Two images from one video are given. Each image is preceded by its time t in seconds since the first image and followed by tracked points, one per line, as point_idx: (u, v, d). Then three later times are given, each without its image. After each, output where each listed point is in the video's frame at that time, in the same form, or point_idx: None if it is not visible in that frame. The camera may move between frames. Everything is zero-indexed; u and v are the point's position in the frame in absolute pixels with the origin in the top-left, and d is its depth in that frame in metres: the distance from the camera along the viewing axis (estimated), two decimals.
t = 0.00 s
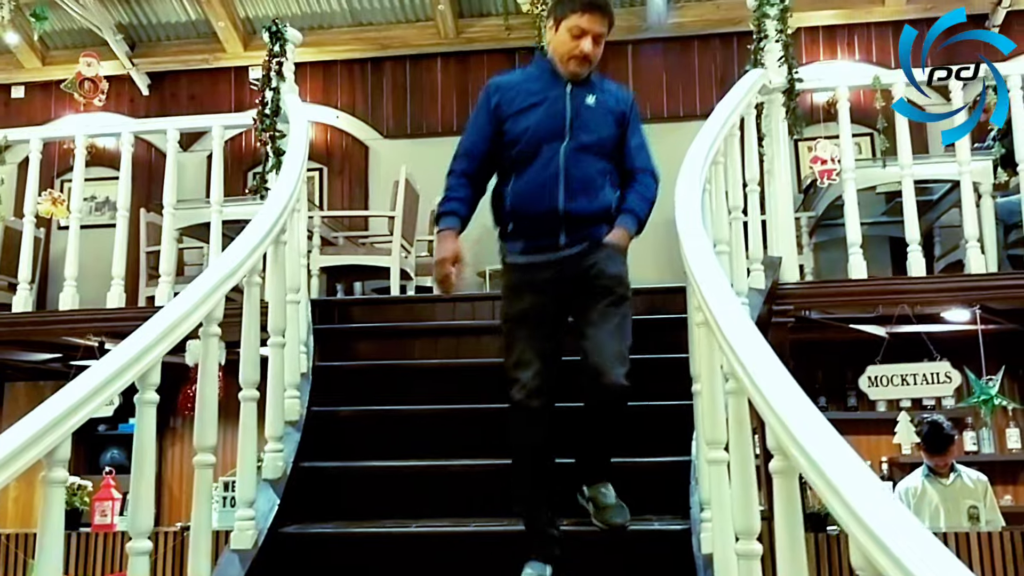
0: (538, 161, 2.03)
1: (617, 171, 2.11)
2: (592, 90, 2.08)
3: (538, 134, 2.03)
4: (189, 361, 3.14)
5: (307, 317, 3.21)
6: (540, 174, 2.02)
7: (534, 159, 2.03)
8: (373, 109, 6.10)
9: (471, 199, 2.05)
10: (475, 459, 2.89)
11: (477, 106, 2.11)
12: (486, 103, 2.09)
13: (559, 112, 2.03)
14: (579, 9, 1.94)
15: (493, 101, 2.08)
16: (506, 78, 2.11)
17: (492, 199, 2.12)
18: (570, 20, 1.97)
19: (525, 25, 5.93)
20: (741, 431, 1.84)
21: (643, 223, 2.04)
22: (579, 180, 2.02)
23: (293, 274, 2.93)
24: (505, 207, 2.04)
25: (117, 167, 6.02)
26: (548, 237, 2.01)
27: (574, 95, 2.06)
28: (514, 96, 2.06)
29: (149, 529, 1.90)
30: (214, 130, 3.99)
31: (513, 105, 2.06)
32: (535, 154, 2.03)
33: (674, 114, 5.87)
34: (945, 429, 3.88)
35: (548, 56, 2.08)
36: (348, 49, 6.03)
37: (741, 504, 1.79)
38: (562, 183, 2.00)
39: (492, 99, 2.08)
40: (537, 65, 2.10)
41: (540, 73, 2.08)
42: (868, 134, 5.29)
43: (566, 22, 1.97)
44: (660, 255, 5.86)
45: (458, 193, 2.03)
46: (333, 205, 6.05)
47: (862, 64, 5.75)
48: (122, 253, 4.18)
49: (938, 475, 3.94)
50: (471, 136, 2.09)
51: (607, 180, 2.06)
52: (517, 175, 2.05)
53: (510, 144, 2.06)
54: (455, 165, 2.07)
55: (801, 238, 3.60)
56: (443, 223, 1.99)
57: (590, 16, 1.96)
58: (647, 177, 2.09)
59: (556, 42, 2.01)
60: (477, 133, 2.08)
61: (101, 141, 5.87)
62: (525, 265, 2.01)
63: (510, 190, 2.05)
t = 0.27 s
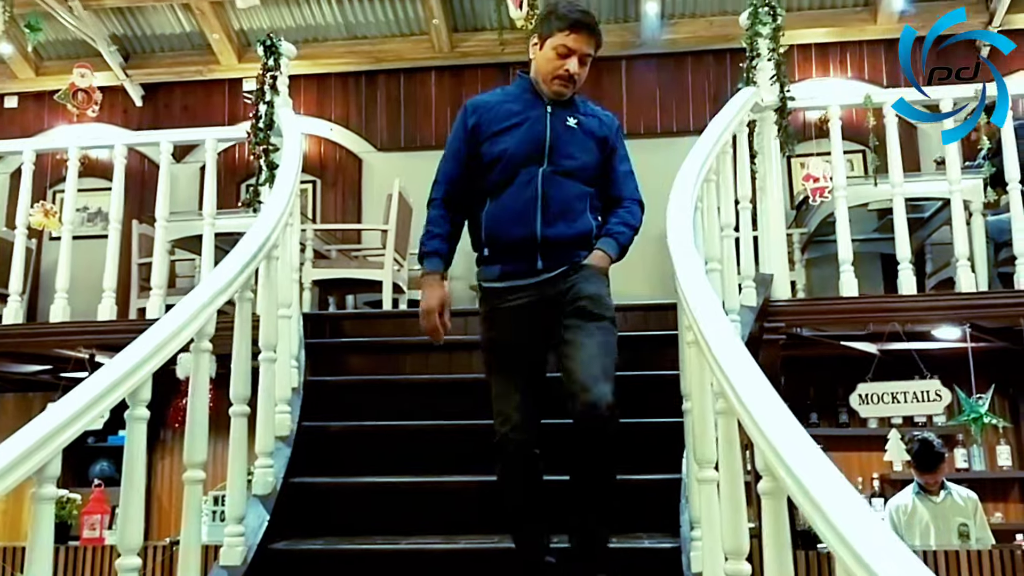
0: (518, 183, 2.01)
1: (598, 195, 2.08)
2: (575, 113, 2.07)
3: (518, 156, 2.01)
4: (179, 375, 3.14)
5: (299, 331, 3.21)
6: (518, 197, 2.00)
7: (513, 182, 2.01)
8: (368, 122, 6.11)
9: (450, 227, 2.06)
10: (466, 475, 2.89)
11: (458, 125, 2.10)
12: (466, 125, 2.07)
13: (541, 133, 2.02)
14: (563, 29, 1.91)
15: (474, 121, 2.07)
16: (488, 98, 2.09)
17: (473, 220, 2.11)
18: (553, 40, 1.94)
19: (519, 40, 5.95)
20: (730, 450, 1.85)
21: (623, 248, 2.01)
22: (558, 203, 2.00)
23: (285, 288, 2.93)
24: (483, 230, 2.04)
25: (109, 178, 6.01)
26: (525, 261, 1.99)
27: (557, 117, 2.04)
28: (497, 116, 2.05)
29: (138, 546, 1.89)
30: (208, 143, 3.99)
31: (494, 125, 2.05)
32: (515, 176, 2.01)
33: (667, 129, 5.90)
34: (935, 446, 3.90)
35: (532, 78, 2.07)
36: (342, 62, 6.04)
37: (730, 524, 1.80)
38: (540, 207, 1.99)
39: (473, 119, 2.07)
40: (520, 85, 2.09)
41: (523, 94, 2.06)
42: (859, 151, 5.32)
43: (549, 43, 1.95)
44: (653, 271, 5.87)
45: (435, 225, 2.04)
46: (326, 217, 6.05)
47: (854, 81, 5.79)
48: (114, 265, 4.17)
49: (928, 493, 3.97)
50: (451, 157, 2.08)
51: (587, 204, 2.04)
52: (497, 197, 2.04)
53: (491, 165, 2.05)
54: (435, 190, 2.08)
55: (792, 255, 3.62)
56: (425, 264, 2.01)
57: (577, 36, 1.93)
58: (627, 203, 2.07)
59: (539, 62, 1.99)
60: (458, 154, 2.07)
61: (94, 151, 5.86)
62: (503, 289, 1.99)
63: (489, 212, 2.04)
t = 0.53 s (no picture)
0: (517, 223, 1.77)
1: (610, 234, 1.82)
2: (581, 141, 1.80)
3: (516, 195, 1.78)
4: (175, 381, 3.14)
5: (295, 338, 3.22)
6: (517, 238, 1.75)
7: (512, 221, 1.77)
8: (365, 128, 6.13)
9: (447, 280, 1.89)
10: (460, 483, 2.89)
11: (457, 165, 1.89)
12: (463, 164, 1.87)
13: (542, 168, 1.77)
14: (560, 53, 1.68)
15: (471, 158, 1.86)
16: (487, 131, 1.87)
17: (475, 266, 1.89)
18: (549, 65, 1.71)
19: (516, 47, 5.99)
20: (722, 461, 1.86)
21: (636, 299, 1.70)
22: (563, 244, 1.74)
23: (281, 296, 2.94)
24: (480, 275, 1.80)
25: (107, 183, 6.02)
26: (528, 310, 1.75)
27: (560, 148, 1.79)
28: (495, 150, 1.83)
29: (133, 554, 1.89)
30: (206, 150, 4.01)
31: (491, 161, 1.82)
32: (514, 215, 1.77)
33: (664, 136, 5.91)
34: (929, 453, 3.91)
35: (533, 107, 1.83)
36: (341, 69, 6.07)
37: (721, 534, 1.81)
38: (542, 249, 1.74)
39: (470, 155, 1.86)
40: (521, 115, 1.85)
41: (523, 125, 1.83)
42: (855, 158, 5.33)
43: (546, 68, 1.71)
44: (650, 278, 5.89)
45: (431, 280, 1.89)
46: (324, 223, 6.06)
47: (851, 89, 5.79)
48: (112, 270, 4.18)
49: (923, 500, 3.95)
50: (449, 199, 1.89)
51: (596, 244, 1.78)
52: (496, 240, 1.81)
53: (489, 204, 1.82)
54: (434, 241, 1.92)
55: (788, 263, 3.63)
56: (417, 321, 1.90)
57: (575, 63, 1.69)
58: (646, 236, 1.76)
59: (537, 89, 1.75)
60: (456, 196, 1.88)
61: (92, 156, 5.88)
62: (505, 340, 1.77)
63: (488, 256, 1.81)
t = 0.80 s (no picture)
0: (531, 250, 1.71)
1: (621, 265, 1.80)
2: (594, 168, 1.78)
3: (531, 220, 1.72)
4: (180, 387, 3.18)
5: (298, 347, 3.24)
6: (530, 265, 1.70)
7: (527, 247, 1.71)
8: (369, 137, 6.17)
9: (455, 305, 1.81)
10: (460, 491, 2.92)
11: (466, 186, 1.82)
12: (472, 184, 1.80)
13: (557, 194, 1.73)
14: (578, 77, 1.64)
15: (481, 181, 1.79)
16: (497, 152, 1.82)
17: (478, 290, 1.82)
18: (567, 88, 1.66)
19: (519, 57, 6.05)
20: (717, 471, 1.89)
21: (645, 331, 1.72)
22: (579, 274, 1.70)
23: (284, 304, 2.97)
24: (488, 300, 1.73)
25: (113, 190, 6.07)
26: (538, 339, 1.69)
27: (574, 174, 1.75)
28: (507, 173, 1.77)
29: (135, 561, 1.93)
30: (211, 159, 4.05)
31: (504, 184, 1.76)
32: (527, 242, 1.71)
33: (665, 145, 5.94)
34: (926, 463, 3.94)
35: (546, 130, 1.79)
36: (346, 78, 6.12)
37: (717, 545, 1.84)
38: (558, 278, 1.69)
39: (480, 177, 1.79)
40: (532, 138, 1.80)
41: (536, 148, 1.78)
42: (855, 168, 5.36)
43: (563, 92, 1.67)
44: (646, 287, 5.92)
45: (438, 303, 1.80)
46: (328, 230, 6.10)
47: (852, 99, 5.82)
48: (118, 278, 4.21)
49: (921, 510, 3.97)
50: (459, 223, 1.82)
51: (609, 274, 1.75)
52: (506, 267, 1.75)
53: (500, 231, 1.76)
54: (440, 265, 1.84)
55: (786, 272, 3.66)
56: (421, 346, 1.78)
57: (596, 86, 1.65)
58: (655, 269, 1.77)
59: (552, 112, 1.71)
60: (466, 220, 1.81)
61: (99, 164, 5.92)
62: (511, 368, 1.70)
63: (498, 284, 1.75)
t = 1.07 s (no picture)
0: (517, 309, 1.52)
1: (606, 329, 1.62)
2: (583, 223, 1.60)
3: (514, 275, 1.53)
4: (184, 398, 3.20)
5: (302, 358, 3.27)
6: (512, 330, 1.51)
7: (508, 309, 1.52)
8: (376, 148, 6.21)
9: (422, 351, 1.51)
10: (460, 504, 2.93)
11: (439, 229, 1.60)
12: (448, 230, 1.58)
13: (545, 249, 1.54)
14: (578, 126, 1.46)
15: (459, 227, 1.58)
16: (475, 196, 1.61)
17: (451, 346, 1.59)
18: (566, 136, 1.49)
19: (524, 70, 6.06)
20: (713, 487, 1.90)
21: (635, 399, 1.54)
22: (564, 338, 1.52)
23: (287, 317, 3.00)
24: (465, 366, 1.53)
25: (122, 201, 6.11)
26: (519, 412, 1.50)
27: (562, 228, 1.57)
28: (490, 221, 1.57)
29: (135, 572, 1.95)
30: (218, 171, 4.08)
31: (487, 232, 1.56)
32: (513, 301, 1.52)
33: (671, 158, 5.97)
34: (929, 478, 3.93)
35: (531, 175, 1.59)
36: (353, 90, 6.16)
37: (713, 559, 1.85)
38: (542, 344, 1.50)
39: (458, 222, 1.58)
40: (515, 183, 1.61)
41: (520, 196, 1.59)
42: (859, 181, 5.36)
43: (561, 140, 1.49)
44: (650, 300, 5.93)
45: (405, 339, 1.48)
46: (335, 241, 6.13)
47: (857, 113, 5.84)
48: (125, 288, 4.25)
49: (924, 525, 3.96)
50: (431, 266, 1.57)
51: (595, 341, 1.57)
52: (485, 325, 1.54)
53: (480, 284, 1.55)
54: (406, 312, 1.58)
55: (788, 286, 3.67)
56: (379, 382, 1.46)
57: (592, 141, 1.49)
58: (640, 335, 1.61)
59: (545, 159, 1.53)
60: (439, 262, 1.56)
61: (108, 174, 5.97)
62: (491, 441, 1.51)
63: (476, 343, 1.54)
